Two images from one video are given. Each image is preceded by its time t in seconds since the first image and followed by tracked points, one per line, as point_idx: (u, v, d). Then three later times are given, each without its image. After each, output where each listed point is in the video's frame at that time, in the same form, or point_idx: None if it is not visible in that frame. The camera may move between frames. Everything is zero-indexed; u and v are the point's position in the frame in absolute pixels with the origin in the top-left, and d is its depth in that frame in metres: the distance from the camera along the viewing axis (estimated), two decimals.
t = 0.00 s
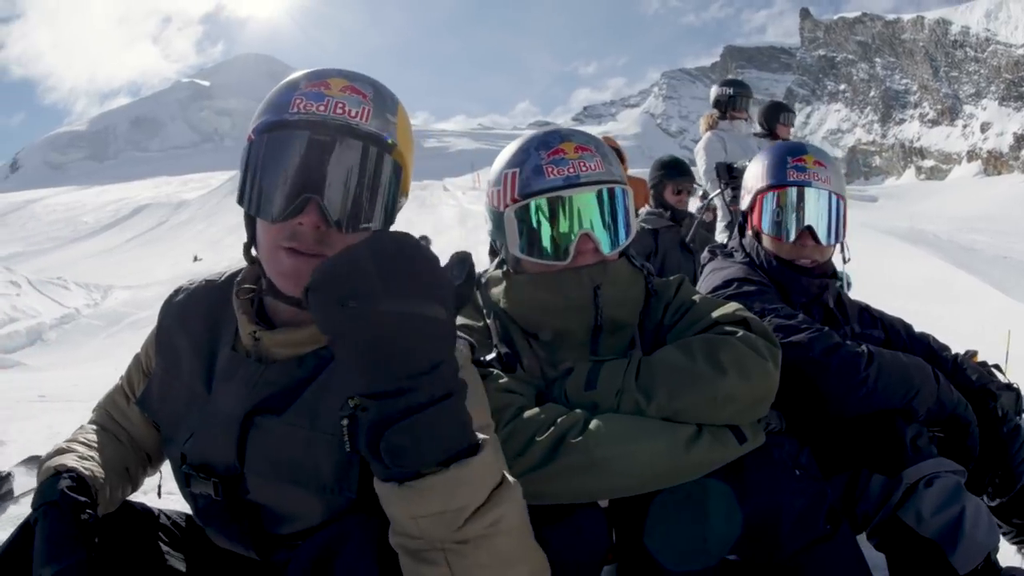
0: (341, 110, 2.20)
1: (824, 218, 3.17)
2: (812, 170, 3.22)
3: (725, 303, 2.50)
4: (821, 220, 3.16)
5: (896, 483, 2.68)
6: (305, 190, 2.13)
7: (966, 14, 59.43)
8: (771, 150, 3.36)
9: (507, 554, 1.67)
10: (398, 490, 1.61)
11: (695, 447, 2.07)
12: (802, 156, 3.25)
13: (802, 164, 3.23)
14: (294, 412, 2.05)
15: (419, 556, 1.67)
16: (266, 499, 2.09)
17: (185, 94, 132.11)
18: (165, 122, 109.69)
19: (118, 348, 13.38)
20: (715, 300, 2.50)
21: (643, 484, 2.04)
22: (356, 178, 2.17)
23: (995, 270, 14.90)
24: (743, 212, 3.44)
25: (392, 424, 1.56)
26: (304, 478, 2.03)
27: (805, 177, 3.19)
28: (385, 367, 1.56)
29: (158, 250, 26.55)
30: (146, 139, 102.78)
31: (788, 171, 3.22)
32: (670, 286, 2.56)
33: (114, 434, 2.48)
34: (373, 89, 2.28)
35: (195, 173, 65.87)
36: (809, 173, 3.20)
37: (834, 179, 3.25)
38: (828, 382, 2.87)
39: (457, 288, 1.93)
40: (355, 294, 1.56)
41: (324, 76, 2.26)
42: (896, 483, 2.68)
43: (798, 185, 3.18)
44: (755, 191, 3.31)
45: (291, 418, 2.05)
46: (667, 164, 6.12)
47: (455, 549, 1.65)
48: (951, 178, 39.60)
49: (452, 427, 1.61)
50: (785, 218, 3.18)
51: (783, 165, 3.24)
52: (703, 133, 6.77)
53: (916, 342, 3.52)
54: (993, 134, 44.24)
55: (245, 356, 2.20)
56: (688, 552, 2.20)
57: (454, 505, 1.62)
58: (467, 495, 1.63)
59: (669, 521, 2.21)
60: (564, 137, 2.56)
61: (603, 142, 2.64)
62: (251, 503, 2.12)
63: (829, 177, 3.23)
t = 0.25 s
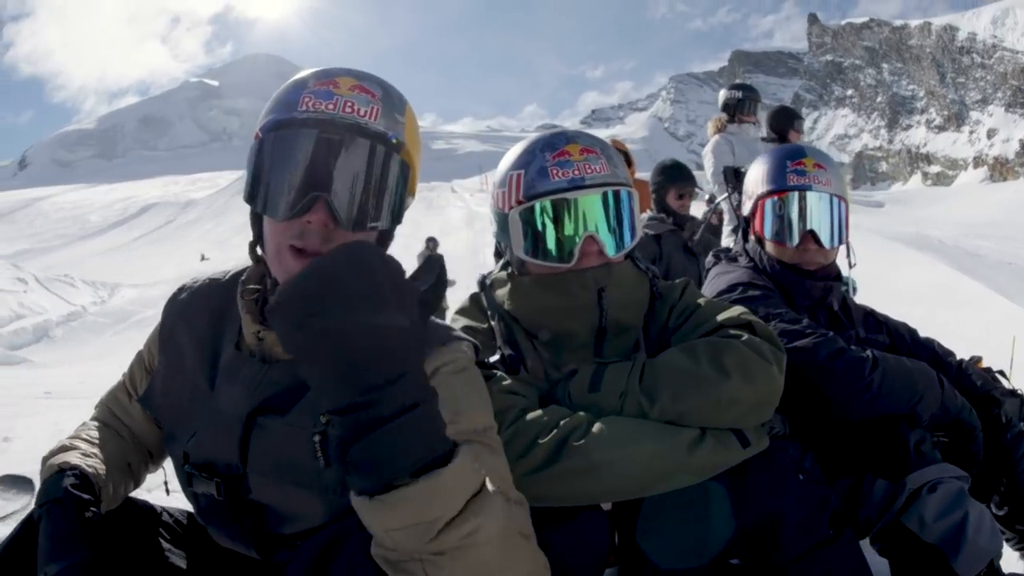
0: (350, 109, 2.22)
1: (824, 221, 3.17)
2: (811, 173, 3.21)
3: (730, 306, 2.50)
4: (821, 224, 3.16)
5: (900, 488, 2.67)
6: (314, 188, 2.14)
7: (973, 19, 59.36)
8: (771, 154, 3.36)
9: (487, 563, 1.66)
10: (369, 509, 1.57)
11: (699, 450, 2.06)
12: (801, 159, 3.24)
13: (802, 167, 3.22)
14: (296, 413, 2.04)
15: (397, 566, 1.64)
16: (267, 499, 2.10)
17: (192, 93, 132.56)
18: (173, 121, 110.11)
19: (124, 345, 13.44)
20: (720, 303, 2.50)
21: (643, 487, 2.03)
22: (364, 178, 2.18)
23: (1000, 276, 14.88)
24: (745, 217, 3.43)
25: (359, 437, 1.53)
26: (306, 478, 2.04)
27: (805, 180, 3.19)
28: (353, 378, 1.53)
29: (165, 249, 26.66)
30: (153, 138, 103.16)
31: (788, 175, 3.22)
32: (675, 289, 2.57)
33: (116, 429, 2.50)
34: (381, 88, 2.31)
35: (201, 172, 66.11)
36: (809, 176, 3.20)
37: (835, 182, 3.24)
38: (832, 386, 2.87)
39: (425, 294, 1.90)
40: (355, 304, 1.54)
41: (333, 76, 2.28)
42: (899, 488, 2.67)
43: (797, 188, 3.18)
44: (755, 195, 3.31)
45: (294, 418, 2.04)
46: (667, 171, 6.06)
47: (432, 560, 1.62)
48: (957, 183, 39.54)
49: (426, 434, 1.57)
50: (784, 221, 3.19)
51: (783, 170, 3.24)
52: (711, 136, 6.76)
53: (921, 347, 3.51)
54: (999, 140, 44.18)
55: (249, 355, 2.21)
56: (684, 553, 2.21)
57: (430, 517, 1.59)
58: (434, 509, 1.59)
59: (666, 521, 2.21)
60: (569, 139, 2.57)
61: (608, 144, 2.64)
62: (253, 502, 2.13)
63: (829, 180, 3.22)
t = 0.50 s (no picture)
0: (355, 96, 2.20)
1: (828, 216, 3.14)
2: (814, 167, 3.18)
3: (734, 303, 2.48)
4: (825, 219, 3.13)
5: (906, 486, 2.67)
6: (320, 175, 2.13)
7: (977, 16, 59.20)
8: (774, 148, 3.33)
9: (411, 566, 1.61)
10: (281, 557, 1.57)
11: (703, 448, 2.05)
12: (804, 153, 3.21)
13: (805, 162, 3.19)
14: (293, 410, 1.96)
15: None
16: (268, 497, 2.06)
17: (196, 91, 132.72)
18: (176, 119, 110.27)
19: (128, 344, 13.47)
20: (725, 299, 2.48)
21: (647, 484, 2.01)
22: (367, 165, 2.16)
23: (1005, 274, 14.84)
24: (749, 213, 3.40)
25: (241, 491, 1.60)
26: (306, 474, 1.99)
27: (808, 175, 3.16)
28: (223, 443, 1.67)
29: (169, 247, 26.71)
30: (157, 136, 103.32)
31: (790, 170, 3.19)
32: (680, 285, 2.54)
33: (114, 426, 2.49)
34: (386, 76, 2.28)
35: (205, 170, 66.20)
36: (812, 171, 3.17)
37: (839, 176, 3.21)
38: (839, 381, 2.84)
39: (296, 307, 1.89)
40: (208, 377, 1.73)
41: (337, 63, 2.25)
42: (907, 485, 2.66)
43: (800, 183, 3.15)
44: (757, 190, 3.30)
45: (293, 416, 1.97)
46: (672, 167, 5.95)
47: None
48: (961, 181, 39.48)
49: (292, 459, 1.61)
50: (788, 217, 3.16)
51: (786, 164, 3.21)
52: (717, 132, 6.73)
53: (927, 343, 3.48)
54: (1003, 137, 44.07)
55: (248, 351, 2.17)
56: (686, 552, 2.18)
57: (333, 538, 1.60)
58: (326, 541, 1.59)
59: (666, 520, 2.15)
60: (572, 133, 2.53)
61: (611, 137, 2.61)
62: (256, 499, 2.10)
63: (833, 174, 3.19)
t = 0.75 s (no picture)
0: (344, 95, 2.15)
1: (834, 209, 3.09)
2: (820, 157, 3.13)
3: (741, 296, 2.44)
4: (830, 210, 3.08)
5: (917, 480, 2.63)
6: (308, 178, 2.09)
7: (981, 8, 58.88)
8: (780, 138, 3.27)
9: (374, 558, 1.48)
10: None
11: (710, 444, 2.00)
12: (810, 143, 3.16)
13: (811, 152, 3.14)
14: (291, 408, 1.95)
15: None
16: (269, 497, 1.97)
17: (197, 88, 132.64)
18: (178, 116, 110.24)
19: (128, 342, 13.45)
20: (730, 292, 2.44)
21: (653, 481, 1.96)
22: (358, 167, 2.13)
23: (1009, 266, 14.75)
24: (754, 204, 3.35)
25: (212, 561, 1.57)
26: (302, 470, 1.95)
27: (813, 166, 3.11)
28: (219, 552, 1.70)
29: (170, 244, 26.69)
30: (158, 133, 103.35)
31: (796, 160, 3.14)
32: (685, 278, 2.50)
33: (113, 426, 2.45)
34: (378, 71, 2.22)
35: (206, 167, 66.18)
36: (818, 161, 3.12)
37: (845, 166, 3.16)
38: (848, 373, 2.79)
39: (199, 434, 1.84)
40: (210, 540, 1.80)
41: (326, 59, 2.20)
42: (916, 481, 2.63)
43: (806, 173, 3.10)
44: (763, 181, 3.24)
45: (290, 413, 1.94)
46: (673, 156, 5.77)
47: None
48: (965, 173, 39.30)
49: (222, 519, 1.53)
50: (793, 208, 3.11)
51: (791, 154, 3.16)
52: (721, 124, 6.65)
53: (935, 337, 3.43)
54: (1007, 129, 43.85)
55: (244, 347, 2.14)
56: (692, 551, 2.11)
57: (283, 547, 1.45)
58: (272, 554, 1.44)
59: (671, 517, 2.09)
60: (573, 124, 2.48)
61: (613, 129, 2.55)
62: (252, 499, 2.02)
63: (839, 164, 3.14)
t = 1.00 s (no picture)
0: (321, 89, 2.09)
1: (838, 203, 3.04)
2: (824, 155, 3.08)
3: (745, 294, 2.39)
4: (835, 207, 3.04)
5: (919, 481, 2.58)
6: (285, 175, 2.04)
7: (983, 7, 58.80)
8: (785, 133, 3.22)
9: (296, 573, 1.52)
10: None
11: (711, 445, 1.95)
12: (815, 139, 3.11)
13: (815, 149, 3.09)
14: (282, 403, 1.97)
15: None
16: (264, 492, 1.99)
17: (197, 81, 132.33)
18: (177, 110, 110.03)
19: (124, 336, 13.41)
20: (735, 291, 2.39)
21: (651, 482, 1.91)
22: (337, 161, 2.08)
23: (1010, 266, 14.71)
24: (757, 200, 3.29)
25: None
26: (294, 466, 1.95)
27: (817, 163, 3.06)
28: None
29: (167, 238, 26.63)
30: (157, 126, 103.12)
31: (800, 157, 3.09)
32: (687, 275, 2.45)
33: (105, 423, 2.40)
34: (358, 62, 2.17)
35: (205, 160, 66.04)
36: (823, 158, 3.07)
37: (850, 164, 3.11)
38: (853, 373, 2.75)
39: None
40: None
41: (304, 52, 2.15)
42: (920, 481, 2.57)
43: (809, 170, 3.05)
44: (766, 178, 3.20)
45: (281, 409, 1.96)
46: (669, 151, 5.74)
47: None
48: (966, 173, 39.36)
49: None
50: (797, 205, 3.06)
51: (795, 151, 3.11)
52: (722, 120, 6.61)
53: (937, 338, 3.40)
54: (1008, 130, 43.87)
55: (236, 344, 2.13)
56: (690, 555, 2.10)
57: None
58: None
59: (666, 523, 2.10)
60: (576, 120, 2.41)
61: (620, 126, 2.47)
62: (248, 495, 2.02)
63: (844, 161, 3.09)
